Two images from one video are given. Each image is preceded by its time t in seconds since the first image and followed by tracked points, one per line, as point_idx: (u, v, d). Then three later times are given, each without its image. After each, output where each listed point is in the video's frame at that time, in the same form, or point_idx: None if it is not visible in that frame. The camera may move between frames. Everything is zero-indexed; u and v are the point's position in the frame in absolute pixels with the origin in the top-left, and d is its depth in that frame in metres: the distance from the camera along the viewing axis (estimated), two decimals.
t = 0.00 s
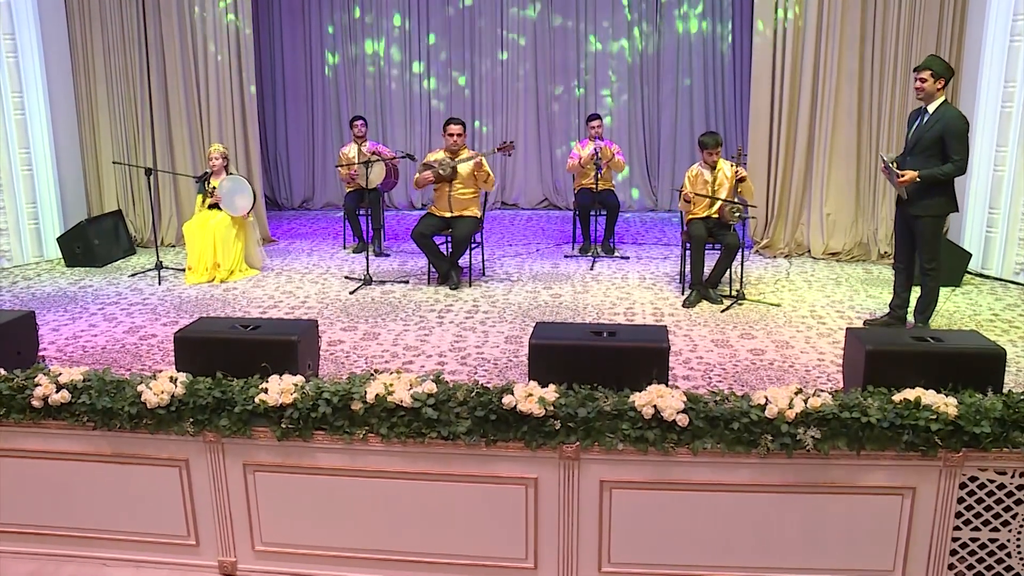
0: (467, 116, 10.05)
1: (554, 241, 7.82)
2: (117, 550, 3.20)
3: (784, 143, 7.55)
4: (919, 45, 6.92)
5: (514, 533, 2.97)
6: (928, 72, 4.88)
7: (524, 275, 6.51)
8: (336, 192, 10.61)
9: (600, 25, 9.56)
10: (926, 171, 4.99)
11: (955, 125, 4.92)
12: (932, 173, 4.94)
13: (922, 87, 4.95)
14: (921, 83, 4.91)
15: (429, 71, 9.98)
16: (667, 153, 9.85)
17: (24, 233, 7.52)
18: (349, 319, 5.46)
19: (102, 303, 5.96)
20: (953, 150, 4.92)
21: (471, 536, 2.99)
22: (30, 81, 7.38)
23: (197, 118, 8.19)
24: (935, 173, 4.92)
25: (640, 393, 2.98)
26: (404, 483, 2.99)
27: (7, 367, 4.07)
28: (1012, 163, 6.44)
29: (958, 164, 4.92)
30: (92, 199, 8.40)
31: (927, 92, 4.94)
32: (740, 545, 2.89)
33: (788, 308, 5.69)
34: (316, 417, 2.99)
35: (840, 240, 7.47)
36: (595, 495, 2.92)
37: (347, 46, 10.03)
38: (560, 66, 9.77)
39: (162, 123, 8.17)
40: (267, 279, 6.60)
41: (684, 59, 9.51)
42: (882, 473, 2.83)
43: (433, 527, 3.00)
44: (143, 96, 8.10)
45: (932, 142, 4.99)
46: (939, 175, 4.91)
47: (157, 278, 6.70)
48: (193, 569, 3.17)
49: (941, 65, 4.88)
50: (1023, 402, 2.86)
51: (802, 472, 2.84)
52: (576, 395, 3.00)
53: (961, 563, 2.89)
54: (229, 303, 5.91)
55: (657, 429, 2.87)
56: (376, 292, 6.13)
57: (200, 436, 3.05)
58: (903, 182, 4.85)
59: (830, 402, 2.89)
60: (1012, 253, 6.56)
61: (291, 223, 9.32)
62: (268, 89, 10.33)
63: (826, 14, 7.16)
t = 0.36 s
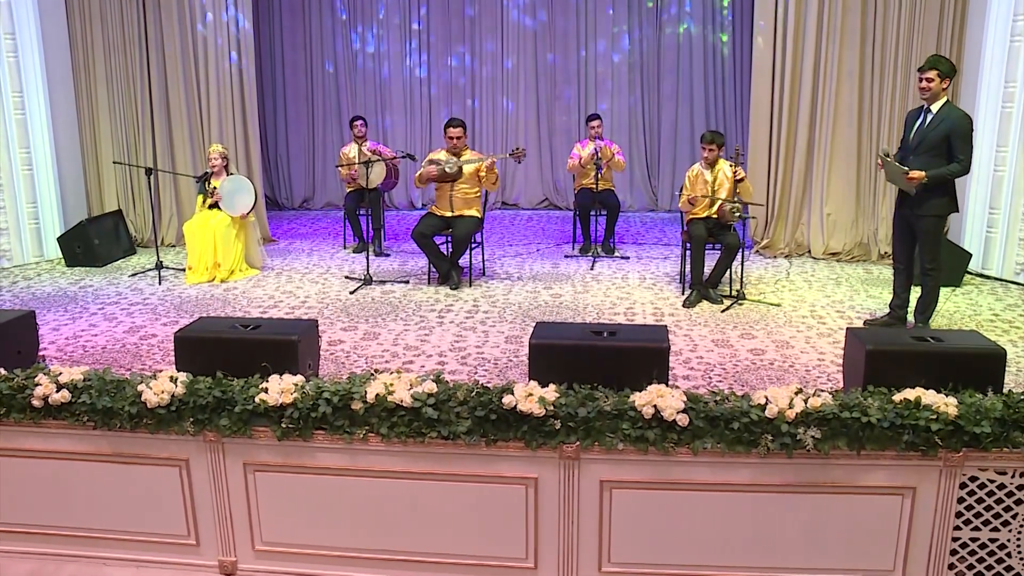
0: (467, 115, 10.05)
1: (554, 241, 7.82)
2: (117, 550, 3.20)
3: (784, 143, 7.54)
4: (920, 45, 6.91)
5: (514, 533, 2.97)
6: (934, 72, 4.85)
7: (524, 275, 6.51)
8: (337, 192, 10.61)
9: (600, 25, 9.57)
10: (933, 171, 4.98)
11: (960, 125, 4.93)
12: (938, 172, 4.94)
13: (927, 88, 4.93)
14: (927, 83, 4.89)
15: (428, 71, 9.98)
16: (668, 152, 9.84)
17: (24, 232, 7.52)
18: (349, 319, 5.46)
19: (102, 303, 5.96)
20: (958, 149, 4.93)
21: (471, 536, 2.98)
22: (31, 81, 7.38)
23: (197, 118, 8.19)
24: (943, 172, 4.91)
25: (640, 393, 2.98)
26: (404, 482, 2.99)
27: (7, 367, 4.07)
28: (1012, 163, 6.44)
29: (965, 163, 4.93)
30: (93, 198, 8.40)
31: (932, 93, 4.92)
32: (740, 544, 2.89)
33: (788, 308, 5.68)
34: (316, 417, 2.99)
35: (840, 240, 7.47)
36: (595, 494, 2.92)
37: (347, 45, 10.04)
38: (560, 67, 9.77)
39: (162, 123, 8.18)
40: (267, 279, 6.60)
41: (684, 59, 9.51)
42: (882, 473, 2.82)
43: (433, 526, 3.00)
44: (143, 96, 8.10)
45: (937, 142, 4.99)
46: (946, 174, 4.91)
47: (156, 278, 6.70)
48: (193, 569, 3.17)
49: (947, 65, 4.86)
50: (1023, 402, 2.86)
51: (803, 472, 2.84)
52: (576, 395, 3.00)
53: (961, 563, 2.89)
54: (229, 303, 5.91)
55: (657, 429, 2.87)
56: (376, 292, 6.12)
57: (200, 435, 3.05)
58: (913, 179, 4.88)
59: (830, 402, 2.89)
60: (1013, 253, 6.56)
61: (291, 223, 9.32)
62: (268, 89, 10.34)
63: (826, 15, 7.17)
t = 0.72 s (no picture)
0: (467, 115, 10.05)
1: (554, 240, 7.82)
2: (117, 549, 3.20)
3: (785, 141, 7.53)
4: (920, 44, 6.91)
5: (514, 532, 2.97)
6: (933, 71, 4.86)
7: (524, 275, 6.52)
8: (336, 191, 10.61)
9: (599, 24, 9.57)
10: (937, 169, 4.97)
11: (963, 124, 4.93)
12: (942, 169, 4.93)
13: (927, 86, 4.94)
14: (928, 81, 4.90)
15: (429, 70, 9.97)
16: (668, 152, 9.84)
17: (24, 231, 7.52)
18: (349, 318, 5.46)
19: (101, 302, 5.96)
20: (962, 148, 4.93)
21: (472, 535, 2.98)
22: (30, 79, 7.37)
23: (197, 118, 8.19)
24: (948, 170, 4.91)
25: (640, 392, 2.98)
26: (404, 482, 2.99)
27: (7, 367, 4.07)
28: (1012, 163, 6.44)
29: (970, 161, 4.93)
30: (93, 197, 8.40)
31: (933, 91, 4.92)
32: (739, 543, 2.89)
33: (789, 307, 5.68)
34: (316, 416, 2.99)
35: (840, 239, 7.47)
36: (595, 493, 2.92)
37: (347, 44, 10.03)
38: (561, 65, 9.77)
39: (162, 122, 8.18)
40: (267, 278, 6.60)
41: (684, 57, 9.50)
42: (882, 472, 2.82)
43: (434, 526, 3.00)
44: (142, 95, 8.10)
45: (941, 141, 4.98)
46: (951, 172, 4.91)
47: (156, 277, 6.70)
48: (193, 568, 3.17)
49: (946, 63, 4.87)
50: (1023, 401, 2.86)
51: (803, 472, 2.84)
52: (576, 395, 3.00)
53: (961, 562, 2.89)
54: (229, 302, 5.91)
55: (657, 428, 2.87)
56: (377, 291, 6.12)
57: (200, 435, 3.05)
58: (921, 175, 4.83)
59: (830, 402, 2.89)
60: (1013, 252, 6.56)
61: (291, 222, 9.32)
62: (268, 88, 10.34)
63: (827, 15, 7.16)
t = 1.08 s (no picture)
0: (466, 116, 10.05)
1: (554, 241, 7.82)
2: (117, 551, 3.20)
3: (784, 141, 7.53)
4: (920, 45, 6.92)
5: (514, 535, 2.96)
6: (932, 72, 4.87)
7: (524, 276, 6.52)
8: (335, 192, 10.61)
9: (599, 25, 9.57)
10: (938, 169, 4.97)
11: (964, 124, 4.93)
12: (943, 169, 4.92)
13: (926, 88, 4.95)
14: (928, 82, 4.90)
15: (429, 71, 9.97)
16: (667, 154, 9.84)
17: (23, 233, 7.52)
18: (349, 320, 5.45)
19: (101, 303, 5.95)
20: (963, 148, 4.93)
21: (472, 537, 2.98)
22: (29, 80, 7.37)
23: (196, 119, 8.19)
24: (949, 170, 4.90)
25: (640, 394, 2.98)
26: (404, 484, 2.98)
27: (7, 368, 4.07)
28: (1012, 163, 6.44)
29: (971, 161, 4.92)
30: (92, 198, 8.40)
31: (933, 92, 4.93)
32: (739, 545, 2.89)
33: (789, 308, 5.69)
34: (316, 418, 2.99)
35: (840, 239, 7.47)
36: (595, 495, 2.92)
37: (346, 45, 10.03)
38: (561, 66, 9.77)
39: (161, 123, 8.17)
40: (267, 279, 6.60)
41: (684, 57, 9.49)
42: (882, 473, 2.82)
43: (434, 528, 3.00)
44: (142, 97, 8.10)
45: (941, 141, 4.98)
46: (951, 171, 4.90)
47: (156, 279, 6.69)
48: (193, 570, 3.17)
49: (946, 65, 4.88)
50: (1023, 402, 2.86)
51: (803, 473, 2.84)
52: (576, 397, 3.00)
53: (960, 563, 2.89)
54: (229, 303, 5.91)
55: (657, 429, 2.87)
56: (376, 292, 6.12)
57: (200, 437, 3.04)
58: (921, 174, 4.82)
59: (830, 403, 2.89)
60: (1012, 253, 6.56)
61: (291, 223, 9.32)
62: (268, 89, 10.33)
63: (826, 16, 7.16)
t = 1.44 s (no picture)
0: (465, 116, 10.05)
1: (554, 241, 7.83)
2: (116, 552, 3.20)
3: (784, 142, 7.53)
4: (919, 46, 6.92)
5: (514, 536, 2.96)
6: (934, 73, 4.86)
7: (524, 276, 6.52)
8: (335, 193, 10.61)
9: (598, 25, 9.57)
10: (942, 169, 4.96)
11: (967, 124, 4.93)
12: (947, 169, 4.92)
13: (928, 89, 4.93)
14: (928, 83, 4.89)
15: (428, 71, 9.97)
16: (667, 154, 9.84)
17: (22, 233, 7.51)
18: (348, 321, 5.45)
19: (101, 304, 5.95)
20: (966, 148, 4.93)
21: (472, 538, 2.98)
22: (29, 81, 7.36)
23: (195, 119, 8.18)
24: (954, 169, 4.89)
25: (641, 395, 2.98)
26: (404, 485, 2.98)
27: (7, 369, 4.07)
28: (1011, 163, 6.44)
29: (975, 161, 4.92)
30: (91, 199, 8.40)
31: (934, 93, 4.91)
32: (739, 546, 2.89)
33: (788, 308, 5.69)
34: (315, 419, 2.98)
35: (839, 240, 7.48)
36: (594, 496, 2.91)
37: (346, 46, 10.03)
38: (560, 67, 9.77)
39: (161, 123, 8.17)
40: (267, 280, 6.60)
41: (683, 57, 9.49)
42: (882, 474, 2.82)
43: (433, 529, 3.00)
44: (141, 98, 8.10)
45: (945, 141, 4.99)
46: (956, 170, 4.90)
47: (156, 279, 6.69)
48: (192, 571, 3.16)
49: (948, 66, 4.86)
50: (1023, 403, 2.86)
51: (802, 474, 2.84)
52: (576, 398, 2.99)
53: (960, 564, 2.89)
54: (229, 304, 5.91)
55: (657, 430, 2.87)
56: (376, 293, 6.13)
57: (199, 438, 3.04)
58: (926, 173, 4.82)
59: (830, 404, 2.89)
60: (1012, 254, 6.56)
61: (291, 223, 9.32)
62: (267, 89, 10.33)
63: (826, 16, 7.16)
